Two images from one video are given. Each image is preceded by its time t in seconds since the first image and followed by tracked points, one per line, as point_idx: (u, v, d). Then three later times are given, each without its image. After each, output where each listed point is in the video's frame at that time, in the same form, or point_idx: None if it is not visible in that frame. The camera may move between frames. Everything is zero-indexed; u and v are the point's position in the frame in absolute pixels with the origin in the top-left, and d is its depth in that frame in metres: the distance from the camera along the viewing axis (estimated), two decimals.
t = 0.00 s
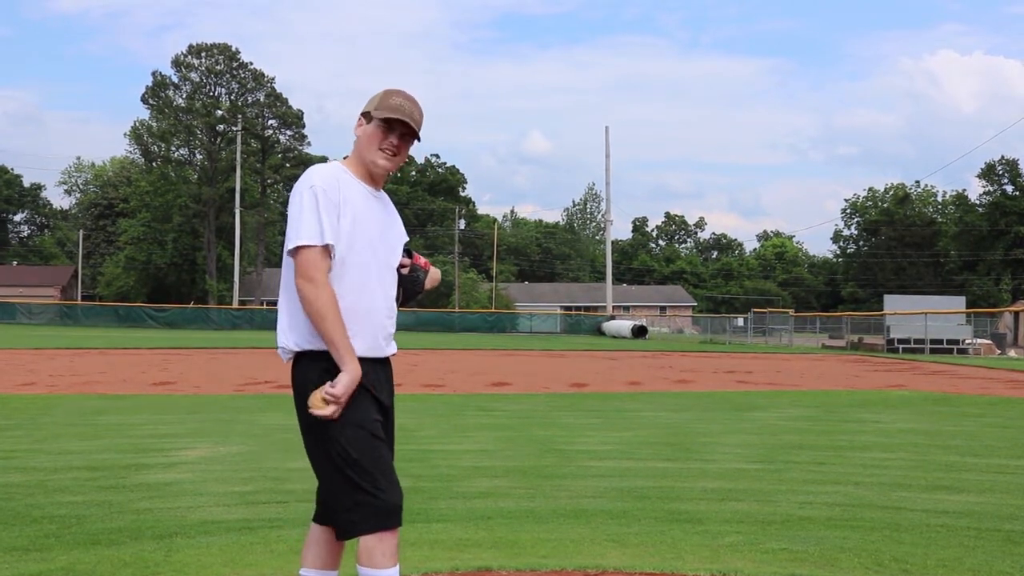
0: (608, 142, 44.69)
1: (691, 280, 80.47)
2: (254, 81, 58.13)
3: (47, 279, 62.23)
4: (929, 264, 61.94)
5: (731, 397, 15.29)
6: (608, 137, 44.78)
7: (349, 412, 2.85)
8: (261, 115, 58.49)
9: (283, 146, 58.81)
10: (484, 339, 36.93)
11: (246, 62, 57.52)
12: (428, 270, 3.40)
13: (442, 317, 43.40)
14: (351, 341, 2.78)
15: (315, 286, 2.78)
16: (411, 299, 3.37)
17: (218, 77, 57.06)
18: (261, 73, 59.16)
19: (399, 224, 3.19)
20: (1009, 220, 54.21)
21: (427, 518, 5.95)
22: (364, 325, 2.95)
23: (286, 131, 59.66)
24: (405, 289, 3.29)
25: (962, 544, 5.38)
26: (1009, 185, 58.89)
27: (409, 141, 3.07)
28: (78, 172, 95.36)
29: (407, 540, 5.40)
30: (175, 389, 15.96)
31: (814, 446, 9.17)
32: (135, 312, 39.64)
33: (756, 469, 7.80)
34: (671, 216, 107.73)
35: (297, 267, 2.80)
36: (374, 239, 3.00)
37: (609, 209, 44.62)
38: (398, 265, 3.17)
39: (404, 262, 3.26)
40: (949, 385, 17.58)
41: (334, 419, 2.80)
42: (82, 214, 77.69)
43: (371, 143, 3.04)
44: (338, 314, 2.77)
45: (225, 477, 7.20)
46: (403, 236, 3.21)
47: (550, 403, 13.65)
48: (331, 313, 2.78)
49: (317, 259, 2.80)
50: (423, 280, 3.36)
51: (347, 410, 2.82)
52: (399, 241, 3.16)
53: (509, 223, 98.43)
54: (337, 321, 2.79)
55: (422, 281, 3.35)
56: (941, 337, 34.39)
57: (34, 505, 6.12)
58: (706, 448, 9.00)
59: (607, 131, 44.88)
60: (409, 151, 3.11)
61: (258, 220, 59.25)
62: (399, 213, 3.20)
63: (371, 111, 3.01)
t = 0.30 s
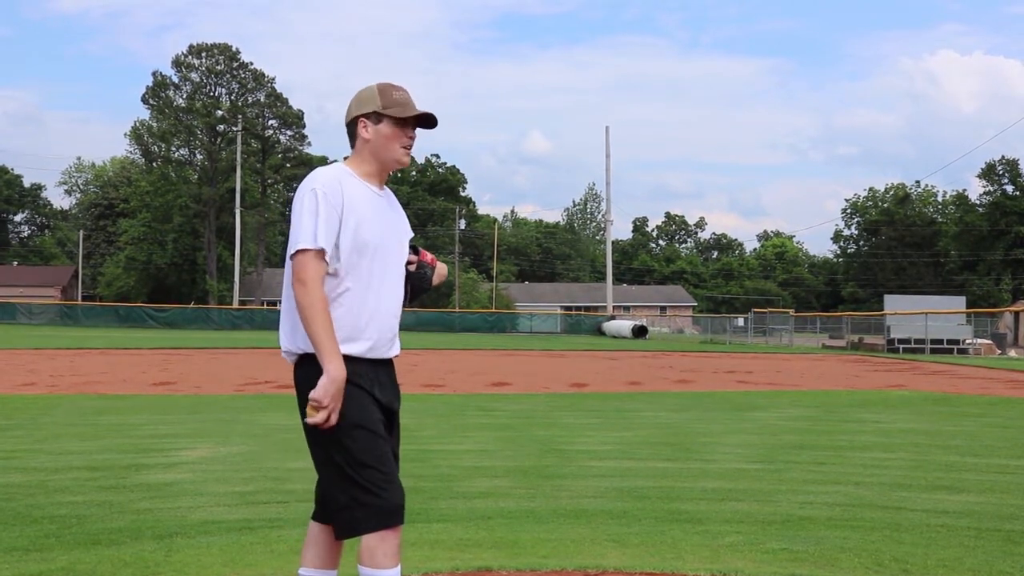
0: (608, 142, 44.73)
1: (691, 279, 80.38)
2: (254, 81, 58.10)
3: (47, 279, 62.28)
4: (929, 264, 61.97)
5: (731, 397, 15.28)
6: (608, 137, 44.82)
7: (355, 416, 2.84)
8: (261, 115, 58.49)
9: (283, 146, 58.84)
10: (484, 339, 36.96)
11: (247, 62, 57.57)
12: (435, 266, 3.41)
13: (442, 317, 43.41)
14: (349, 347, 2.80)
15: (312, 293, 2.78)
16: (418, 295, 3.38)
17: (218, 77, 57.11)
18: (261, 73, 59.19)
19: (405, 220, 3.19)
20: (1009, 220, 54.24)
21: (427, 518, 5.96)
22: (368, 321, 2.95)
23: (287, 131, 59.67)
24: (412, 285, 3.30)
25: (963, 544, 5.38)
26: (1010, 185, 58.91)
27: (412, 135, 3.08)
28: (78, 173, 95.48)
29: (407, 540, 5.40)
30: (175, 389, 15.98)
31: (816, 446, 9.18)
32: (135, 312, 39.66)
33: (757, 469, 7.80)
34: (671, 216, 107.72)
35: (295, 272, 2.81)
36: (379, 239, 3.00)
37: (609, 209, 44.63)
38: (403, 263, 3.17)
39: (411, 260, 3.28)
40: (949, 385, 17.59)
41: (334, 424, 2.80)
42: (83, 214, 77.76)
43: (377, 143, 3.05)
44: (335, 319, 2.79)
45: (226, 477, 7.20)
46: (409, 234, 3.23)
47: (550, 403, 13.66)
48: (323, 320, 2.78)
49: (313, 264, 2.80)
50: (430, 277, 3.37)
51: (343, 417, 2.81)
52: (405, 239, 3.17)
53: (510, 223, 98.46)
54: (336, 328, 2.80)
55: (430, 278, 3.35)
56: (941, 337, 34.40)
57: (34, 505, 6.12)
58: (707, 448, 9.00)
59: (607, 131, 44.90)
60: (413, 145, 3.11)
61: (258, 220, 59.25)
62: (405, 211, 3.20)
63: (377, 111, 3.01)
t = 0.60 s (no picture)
0: (608, 142, 44.75)
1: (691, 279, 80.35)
2: (255, 82, 58.10)
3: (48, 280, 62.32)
4: (930, 264, 61.95)
5: (731, 397, 15.30)
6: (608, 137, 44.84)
7: (358, 416, 2.85)
8: (262, 116, 58.51)
9: (284, 147, 58.87)
10: (484, 339, 36.99)
11: (247, 62, 57.60)
12: (431, 271, 3.42)
13: (443, 317, 43.44)
14: (355, 345, 2.79)
15: (315, 291, 2.78)
16: (416, 299, 3.38)
17: (219, 77, 57.11)
18: (262, 73, 59.22)
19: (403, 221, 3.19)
20: (1009, 220, 54.19)
21: (428, 518, 5.95)
22: (367, 323, 2.95)
23: (287, 132, 59.67)
24: (409, 289, 3.31)
25: (963, 544, 5.37)
26: (1010, 185, 58.89)
27: (407, 135, 3.09)
28: (79, 173, 95.46)
29: (408, 540, 5.41)
30: (175, 389, 16.00)
31: (816, 446, 9.18)
32: (136, 312, 39.67)
33: (758, 469, 7.80)
34: (672, 216, 107.74)
35: (298, 271, 2.82)
36: (379, 240, 3.00)
37: (609, 209, 44.62)
38: (401, 265, 3.17)
39: (407, 263, 3.28)
40: (949, 385, 17.60)
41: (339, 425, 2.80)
42: (83, 214, 77.77)
43: (379, 147, 3.06)
44: (342, 319, 2.79)
45: (226, 478, 7.20)
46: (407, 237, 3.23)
47: (550, 404, 13.67)
48: (326, 320, 2.78)
49: (316, 264, 2.80)
50: (426, 280, 3.38)
51: (348, 417, 2.82)
52: (404, 240, 3.17)
53: (510, 223, 98.48)
54: (341, 329, 2.80)
55: (426, 281, 3.36)
56: (942, 337, 34.40)
57: (35, 505, 6.13)
58: (707, 448, 9.00)
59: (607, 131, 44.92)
60: (409, 145, 3.12)
61: (258, 221, 59.25)
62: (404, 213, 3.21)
63: (376, 115, 3.02)
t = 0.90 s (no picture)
0: (608, 143, 44.78)
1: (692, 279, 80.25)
2: (255, 82, 58.13)
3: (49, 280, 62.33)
4: (930, 264, 61.96)
5: (731, 398, 15.30)
6: (608, 138, 44.87)
7: (358, 416, 2.85)
8: (262, 116, 58.50)
9: (284, 147, 58.89)
10: (483, 340, 37.03)
11: (247, 63, 57.61)
12: (430, 270, 3.42)
13: (443, 318, 43.43)
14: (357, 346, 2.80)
15: (314, 290, 2.79)
16: (414, 299, 3.39)
17: (219, 77, 57.12)
18: (262, 73, 59.24)
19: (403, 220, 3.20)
20: (1009, 220, 54.15)
21: (429, 519, 5.96)
22: (367, 323, 2.96)
23: (287, 132, 59.68)
24: (408, 289, 3.31)
25: (964, 544, 5.37)
26: (1011, 186, 58.84)
27: (410, 136, 3.11)
28: (80, 174, 95.48)
29: (408, 540, 5.41)
30: (175, 390, 16.02)
31: (816, 446, 9.19)
32: (136, 313, 39.68)
33: (758, 470, 7.80)
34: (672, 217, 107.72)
35: (297, 271, 2.82)
36: (375, 240, 3.00)
37: (609, 210, 44.61)
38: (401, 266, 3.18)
39: (406, 263, 3.29)
40: (950, 386, 17.60)
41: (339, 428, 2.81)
42: (83, 214, 77.80)
43: (379, 149, 3.06)
44: (341, 319, 2.80)
45: (227, 478, 7.20)
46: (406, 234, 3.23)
47: (551, 404, 13.68)
48: (324, 322, 2.79)
49: (315, 264, 2.82)
50: (425, 280, 3.38)
51: (349, 419, 2.83)
52: (403, 239, 3.18)
53: (511, 224, 98.51)
54: (341, 329, 2.82)
55: (424, 280, 3.36)
56: (942, 338, 34.40)
57: (35, 506, 6.13)
58: (707, 448, 9.00)
59: (607, 132, 44.94)
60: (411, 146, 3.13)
61: (259, 221, 59.19)
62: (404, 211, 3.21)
63: (378, 115, 3.02)
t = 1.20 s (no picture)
0: (608, 143, 44.81)
1: (691, 280, 80.24)
2: (255, 82, 58.14)
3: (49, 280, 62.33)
4: (931, 264, 62.00)
5: (731, 398, 15.30)
6: (608, 138, 44.89)
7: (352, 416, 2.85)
8: (262, 116, 58.52)
9: (284, 147, 58.93)
10: (483, 340, 37.07)
11: (247, 63, 57.65)
12: (429, 271, 3.42)
13: (443, 318, 43.45)
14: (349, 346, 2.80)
15: (307, 291, 2.78)
16: (413, 301, 3.39)
17: (219, 77, 57.14)
18: (263, 74, 59.27)
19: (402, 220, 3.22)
20: (1009, 220, 54.19)
21: (429, 519, 5.96)
22: (364, 317, 2.97)
23: (288, 132, 59.72)
24: (406, 290, 3.31)
25: (963, 545, 5.37)
26: (1011, 186, 58.85)
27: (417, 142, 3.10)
28: (80, 174, 95.47)
29: (408, 541, 5.41)
30: (175, 390, 16.02)
31: (817, 446, 9.19)
32: (136, 313, 39.67)
33: (759, 470, 7.81)
34: (671, 217, 107.75)
35: (291, 272, 2.82)
36: (374, 241, 3.00)
37: (609, 210, 44.62)
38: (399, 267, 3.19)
39: (404, 265, 3.30)
40: (950, 386, 17.62)
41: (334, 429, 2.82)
42: (83, 214, 77.81)
43: (384, 157, 3.04)
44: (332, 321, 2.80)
45: (227, 478, 7.20)
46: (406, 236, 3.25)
47: (551, 404, 13.68)
48: (318, 322, 2.79)
49: (309, 264, 2.81)
50: (423, 282, 3.37)
51: (344, 418, 2.84)
52: (402, 242, 3.19)
53: (511, 224, 98.52)
54: (333, 331, 2.81)
55: (424, 283, 3.36)
56: (942, 338, 34.42)
57: (34, 506, 6.12)
58: (706, 449, 9.01)
59: (607, 132, 44.97)
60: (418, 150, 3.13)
61: (259, 222, 59.16)
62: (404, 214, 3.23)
63: (386, 123, 3.01)
